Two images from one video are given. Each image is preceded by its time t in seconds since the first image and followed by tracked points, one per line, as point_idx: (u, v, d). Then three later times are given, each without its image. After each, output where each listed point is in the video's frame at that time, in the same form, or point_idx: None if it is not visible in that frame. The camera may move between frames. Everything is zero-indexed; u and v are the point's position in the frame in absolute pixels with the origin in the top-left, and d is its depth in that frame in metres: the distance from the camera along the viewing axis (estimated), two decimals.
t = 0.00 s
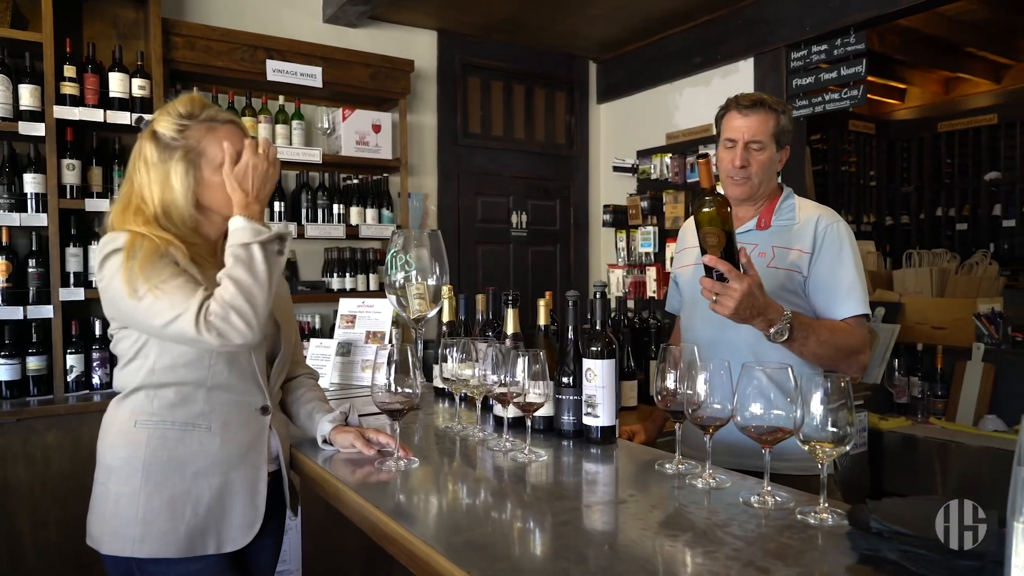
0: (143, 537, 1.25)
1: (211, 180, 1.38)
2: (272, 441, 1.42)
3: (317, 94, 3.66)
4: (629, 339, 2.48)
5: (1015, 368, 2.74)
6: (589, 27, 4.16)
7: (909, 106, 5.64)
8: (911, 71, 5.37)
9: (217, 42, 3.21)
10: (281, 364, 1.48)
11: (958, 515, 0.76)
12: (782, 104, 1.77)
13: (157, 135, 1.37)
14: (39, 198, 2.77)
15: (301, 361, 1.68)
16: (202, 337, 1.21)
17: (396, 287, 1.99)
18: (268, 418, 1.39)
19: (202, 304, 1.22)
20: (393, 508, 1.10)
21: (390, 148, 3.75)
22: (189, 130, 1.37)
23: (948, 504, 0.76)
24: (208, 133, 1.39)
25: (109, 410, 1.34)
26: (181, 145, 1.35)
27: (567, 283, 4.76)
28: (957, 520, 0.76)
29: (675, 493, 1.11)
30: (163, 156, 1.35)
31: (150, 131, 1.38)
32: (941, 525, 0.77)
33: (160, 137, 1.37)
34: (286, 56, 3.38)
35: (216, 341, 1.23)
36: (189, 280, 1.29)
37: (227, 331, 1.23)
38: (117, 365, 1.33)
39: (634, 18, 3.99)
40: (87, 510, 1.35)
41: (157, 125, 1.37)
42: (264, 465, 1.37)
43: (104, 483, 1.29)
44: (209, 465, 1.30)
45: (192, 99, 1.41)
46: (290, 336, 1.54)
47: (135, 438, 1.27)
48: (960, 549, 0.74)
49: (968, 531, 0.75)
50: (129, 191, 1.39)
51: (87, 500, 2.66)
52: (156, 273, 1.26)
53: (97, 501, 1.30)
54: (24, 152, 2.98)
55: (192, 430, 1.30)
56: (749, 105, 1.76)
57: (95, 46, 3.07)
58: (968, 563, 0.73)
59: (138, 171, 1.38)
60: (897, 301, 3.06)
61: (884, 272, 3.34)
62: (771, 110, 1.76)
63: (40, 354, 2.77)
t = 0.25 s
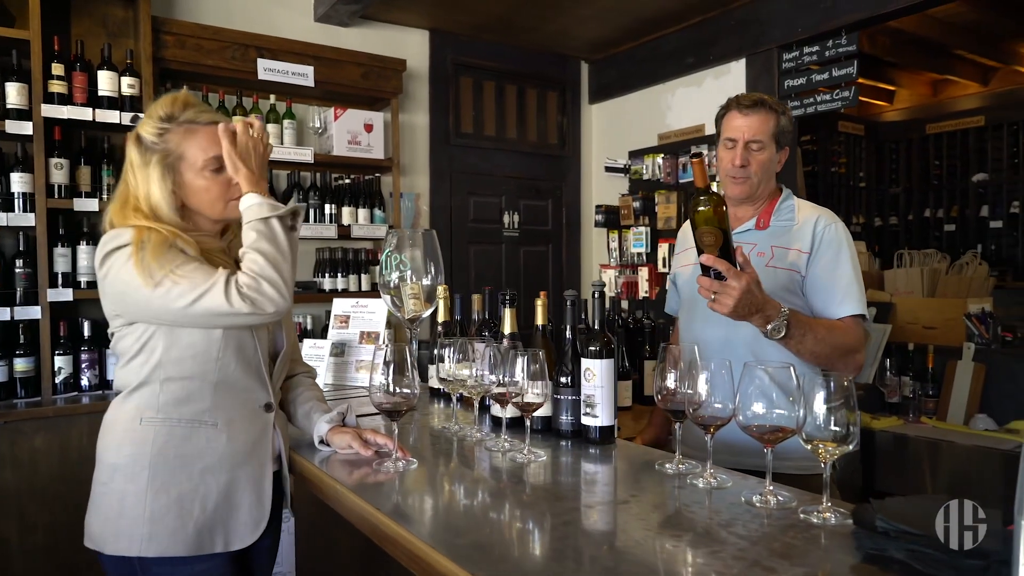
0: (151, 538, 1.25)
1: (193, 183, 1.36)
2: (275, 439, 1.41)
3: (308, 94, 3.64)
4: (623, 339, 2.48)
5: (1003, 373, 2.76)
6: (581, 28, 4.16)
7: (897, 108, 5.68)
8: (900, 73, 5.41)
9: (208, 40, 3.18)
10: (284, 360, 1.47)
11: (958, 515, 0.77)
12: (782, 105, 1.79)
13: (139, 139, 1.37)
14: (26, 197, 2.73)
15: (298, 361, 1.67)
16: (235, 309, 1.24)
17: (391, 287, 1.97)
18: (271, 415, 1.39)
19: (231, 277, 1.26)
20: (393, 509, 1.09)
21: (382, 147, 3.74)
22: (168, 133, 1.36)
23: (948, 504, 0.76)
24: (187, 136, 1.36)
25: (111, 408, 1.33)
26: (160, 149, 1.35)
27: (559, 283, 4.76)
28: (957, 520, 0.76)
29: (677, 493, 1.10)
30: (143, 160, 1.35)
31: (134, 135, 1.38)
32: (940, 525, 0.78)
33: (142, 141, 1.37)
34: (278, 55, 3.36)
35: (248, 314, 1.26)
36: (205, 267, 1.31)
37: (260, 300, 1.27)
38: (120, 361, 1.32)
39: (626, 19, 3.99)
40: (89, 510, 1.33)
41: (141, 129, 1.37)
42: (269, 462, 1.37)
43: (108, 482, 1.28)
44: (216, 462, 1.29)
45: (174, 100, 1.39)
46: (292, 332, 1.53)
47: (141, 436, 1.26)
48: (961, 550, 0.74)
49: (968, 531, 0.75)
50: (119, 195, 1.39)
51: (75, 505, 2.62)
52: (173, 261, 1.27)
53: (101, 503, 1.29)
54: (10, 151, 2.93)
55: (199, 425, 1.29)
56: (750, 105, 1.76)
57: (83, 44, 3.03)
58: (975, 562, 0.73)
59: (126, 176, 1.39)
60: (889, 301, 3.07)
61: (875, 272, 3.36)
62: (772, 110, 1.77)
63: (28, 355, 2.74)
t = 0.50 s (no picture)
0: (146, 539, 1.23)
1: (183, 176, 1.34)
2: (271, 439, 1.39)
3: (300, 91, 3.61)
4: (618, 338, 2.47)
5: (992, 374, 2.76)
6: (574, 27, 4.15)
7: (887, 109, 5.71)
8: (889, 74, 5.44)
9: (198, 37, 3.15)
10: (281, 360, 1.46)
11: (958, 515, 0.77)
12: (785, 105, 1.79)
13: (130, 133, 1.35)
14: (13, 195, 2.69)
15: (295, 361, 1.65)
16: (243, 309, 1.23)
17: (387, 286, 1.96)
18: (267, 414, 1.38)
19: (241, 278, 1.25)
20: (393, 510, 1.08)
21: (375, 146, 3.71)
22: (158, 126, 1.34)
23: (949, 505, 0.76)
24: (177, 128, 1.34)
25: (104, 408, 1.30)
26: (150, 142, 1.33)
27: (552, 283, 4.75)
28: (957, 520, 0.77)
29: (680, 493, 1.10)
30: (134, 155, 1.34)
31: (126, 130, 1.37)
32: (940, 525, 0.78)
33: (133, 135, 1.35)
34: (270, 52, 3.33)
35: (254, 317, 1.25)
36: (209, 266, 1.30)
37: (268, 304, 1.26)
38: (113, 360, 1.30)
39: (620, 18, 3.99)
40: (82, 512, 1.31)
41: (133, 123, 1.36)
42: (265, 462, 1.35)
43: (102, 484, 1.26)
44: (211, 462, 1.27)
45: (165, 93, 1.38)
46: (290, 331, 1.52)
47: (134, 436, 1.24)
48: (961, 551, 0.75)
49: (968, 531, 0.76)
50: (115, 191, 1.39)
51: (64, 507, 2.58)
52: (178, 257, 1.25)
53: (94, 504, 1.27)
54: None
55: (193, 425, 1.27)
56: (752, 106, 1.77)
57: (72, 40, 2.99)
58: (987, 561, 0.72)
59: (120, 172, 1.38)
60: (881, 300, 3.09)
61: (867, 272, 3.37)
62: (775, 110, 1.77)
63: (15, 355, 2.69)
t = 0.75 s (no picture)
0: (140, 541, 1.21)
1: (195, 169, 1.36)
2: (267, 440, 1.38)
3: (294, 89, 3.59)
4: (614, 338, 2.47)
5: (987, 372, 2.82)
6: (568, 25, 4.14)
7: (878, 108, 5.73)
8: (881, 74, 5.46)
9: (190, 33, 3.12)
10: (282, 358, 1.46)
11: (958, 515, 0.78)
12: (786, 103, 1.79)
13: (139, 125, 1.35)
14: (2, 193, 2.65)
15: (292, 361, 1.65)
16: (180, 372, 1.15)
17: (384, 285, 1.95)
18: (264, 415, 1.36)
19: (194, 334, 1.17)
20: (393, 511, 1.06)
21: (368, 144, 3.69)
22: (171, 118, 1.35)
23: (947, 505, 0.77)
24: (190, 121, 1.37)
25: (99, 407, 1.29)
26: (163, 134, 1.34)
27: (546, 282, 4.74)
28: (957, 520, 0.77)
29: (683, 493, 1.09)
30: (145, 146, 1.34)
31: (133, 122, 1.37)
32: (941, 525, 0.79)
33: (142, 127, 1.35)
34: (262, 49, 3.30)
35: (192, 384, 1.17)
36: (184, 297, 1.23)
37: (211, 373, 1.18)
38: (109, 357, 1.28)
39: (614, 17, 3.98)
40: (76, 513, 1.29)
41: (140, 116, 1.36)
42: (261, 463, 1.34)
43: (96, 485, 1.24)
44: (207, 464, 1.26)
45: (175, 89, 1.40)
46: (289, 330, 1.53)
47: (128, 437, 1.23)
48: (960, 550, 0.75)
49: (968, 531, 0.76)
50: (118, 184, 1.37)
51: (55, 508, 2.55)
52: (151, 278, 1.20)
53: (89, 505, 1.26)
54: None
55: (187, 428, 1.25)
56: (754, 104, 1.76)
57: (62, 36, 2.96)
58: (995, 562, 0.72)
59: (123, 165, 1.37)
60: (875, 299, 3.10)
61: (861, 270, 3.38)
62: (777, 108, 1.77)
63: (5, 355, 2.66)
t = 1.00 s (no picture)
0: (139, 546, 1.21)
1: (205, 165, 1.37)
2: (266, 446, 1.38)
3: (289, 89, 3.57)
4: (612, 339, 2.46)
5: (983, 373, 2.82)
6: (564, 26, 4.13)
7: (871, 110, 5.75)
8: (875, 76, 5.48)
9: (185, 33, 3.09)
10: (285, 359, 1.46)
11: (958, 515, 0.79)
12: (786, 104, 1.78)
13: (149, 119, 1.35)
14: None
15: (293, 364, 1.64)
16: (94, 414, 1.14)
17: (382, 286, 1.93)
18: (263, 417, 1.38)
19: (119, 393, 1.14)
20: (395, 515, 1.05)
21: (364, 144, 3.68)
22: (182, 113, 1.36)
23: (949, 506, 0.79)
24: (203, 117, 1.38)
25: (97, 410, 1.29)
26: (175, 128, 1.34)
27: (542, 283, 4.74)
28: (957, 520, 0.79)
29: (689, 496, 1.08)
30: (156, 139, 1.34)
31: (143, 116, 1.36)
32: (940, 525, 0.80)
33: (152, 121, 1.35)
34: (258, 49, 3.28)
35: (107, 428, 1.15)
36: (148, 330, 1.19)
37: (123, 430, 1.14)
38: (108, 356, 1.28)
39: (610, 18, 3.98)
40: (72, 518, 1.29)
41: (151, 110, 1.36)
42: (260, 469, 1.34)
43: (94, 489, 1.24)
44: (207, 469, 1.26)
45: (186, 85, 1.41)
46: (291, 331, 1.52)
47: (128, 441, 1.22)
48: (960, 550, 0.77)
49: (968, 531, 0.78)
50: (126, 177, 1.36)
51: (46, 511, 2.52)
52: (132, 291, 1.17)
53: (86, 510, 1.25)
54: None
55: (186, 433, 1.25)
56: (755, 107, 1.75)
57: (55, 35, 2.93)
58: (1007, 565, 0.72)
59: (131, 158, 1.36)
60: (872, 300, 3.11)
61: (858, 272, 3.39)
62: (777, 109, 1.76)
63: None
